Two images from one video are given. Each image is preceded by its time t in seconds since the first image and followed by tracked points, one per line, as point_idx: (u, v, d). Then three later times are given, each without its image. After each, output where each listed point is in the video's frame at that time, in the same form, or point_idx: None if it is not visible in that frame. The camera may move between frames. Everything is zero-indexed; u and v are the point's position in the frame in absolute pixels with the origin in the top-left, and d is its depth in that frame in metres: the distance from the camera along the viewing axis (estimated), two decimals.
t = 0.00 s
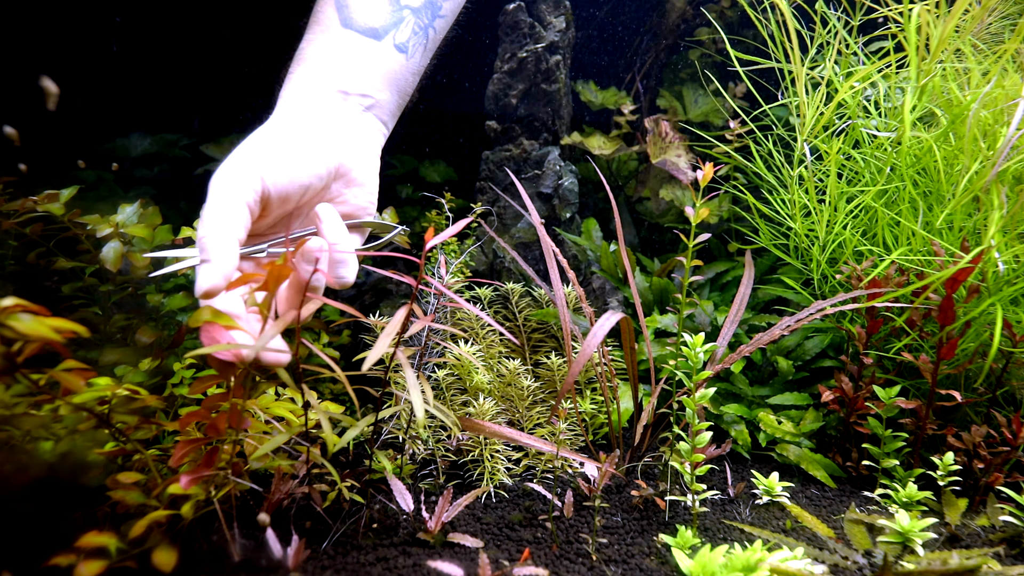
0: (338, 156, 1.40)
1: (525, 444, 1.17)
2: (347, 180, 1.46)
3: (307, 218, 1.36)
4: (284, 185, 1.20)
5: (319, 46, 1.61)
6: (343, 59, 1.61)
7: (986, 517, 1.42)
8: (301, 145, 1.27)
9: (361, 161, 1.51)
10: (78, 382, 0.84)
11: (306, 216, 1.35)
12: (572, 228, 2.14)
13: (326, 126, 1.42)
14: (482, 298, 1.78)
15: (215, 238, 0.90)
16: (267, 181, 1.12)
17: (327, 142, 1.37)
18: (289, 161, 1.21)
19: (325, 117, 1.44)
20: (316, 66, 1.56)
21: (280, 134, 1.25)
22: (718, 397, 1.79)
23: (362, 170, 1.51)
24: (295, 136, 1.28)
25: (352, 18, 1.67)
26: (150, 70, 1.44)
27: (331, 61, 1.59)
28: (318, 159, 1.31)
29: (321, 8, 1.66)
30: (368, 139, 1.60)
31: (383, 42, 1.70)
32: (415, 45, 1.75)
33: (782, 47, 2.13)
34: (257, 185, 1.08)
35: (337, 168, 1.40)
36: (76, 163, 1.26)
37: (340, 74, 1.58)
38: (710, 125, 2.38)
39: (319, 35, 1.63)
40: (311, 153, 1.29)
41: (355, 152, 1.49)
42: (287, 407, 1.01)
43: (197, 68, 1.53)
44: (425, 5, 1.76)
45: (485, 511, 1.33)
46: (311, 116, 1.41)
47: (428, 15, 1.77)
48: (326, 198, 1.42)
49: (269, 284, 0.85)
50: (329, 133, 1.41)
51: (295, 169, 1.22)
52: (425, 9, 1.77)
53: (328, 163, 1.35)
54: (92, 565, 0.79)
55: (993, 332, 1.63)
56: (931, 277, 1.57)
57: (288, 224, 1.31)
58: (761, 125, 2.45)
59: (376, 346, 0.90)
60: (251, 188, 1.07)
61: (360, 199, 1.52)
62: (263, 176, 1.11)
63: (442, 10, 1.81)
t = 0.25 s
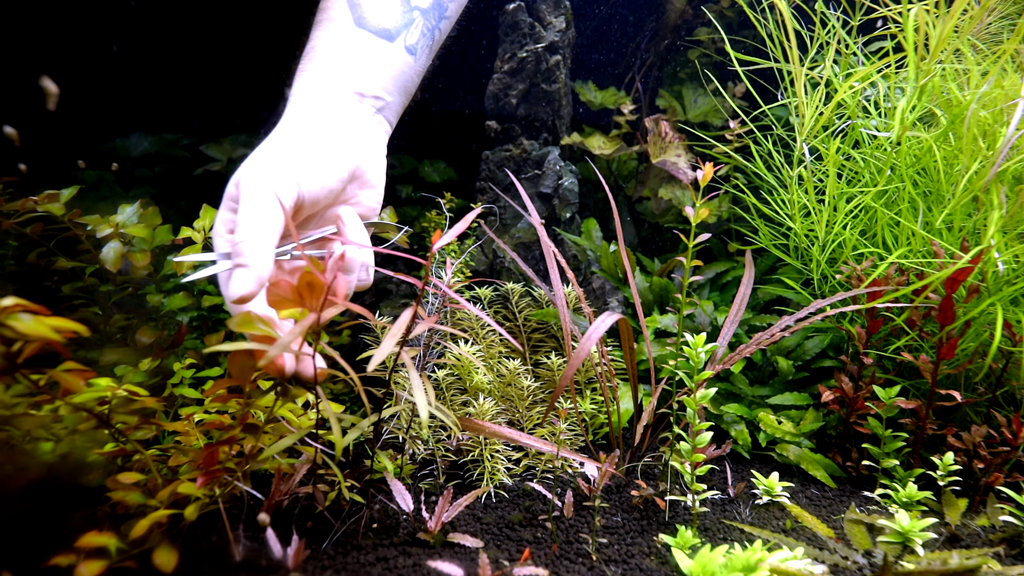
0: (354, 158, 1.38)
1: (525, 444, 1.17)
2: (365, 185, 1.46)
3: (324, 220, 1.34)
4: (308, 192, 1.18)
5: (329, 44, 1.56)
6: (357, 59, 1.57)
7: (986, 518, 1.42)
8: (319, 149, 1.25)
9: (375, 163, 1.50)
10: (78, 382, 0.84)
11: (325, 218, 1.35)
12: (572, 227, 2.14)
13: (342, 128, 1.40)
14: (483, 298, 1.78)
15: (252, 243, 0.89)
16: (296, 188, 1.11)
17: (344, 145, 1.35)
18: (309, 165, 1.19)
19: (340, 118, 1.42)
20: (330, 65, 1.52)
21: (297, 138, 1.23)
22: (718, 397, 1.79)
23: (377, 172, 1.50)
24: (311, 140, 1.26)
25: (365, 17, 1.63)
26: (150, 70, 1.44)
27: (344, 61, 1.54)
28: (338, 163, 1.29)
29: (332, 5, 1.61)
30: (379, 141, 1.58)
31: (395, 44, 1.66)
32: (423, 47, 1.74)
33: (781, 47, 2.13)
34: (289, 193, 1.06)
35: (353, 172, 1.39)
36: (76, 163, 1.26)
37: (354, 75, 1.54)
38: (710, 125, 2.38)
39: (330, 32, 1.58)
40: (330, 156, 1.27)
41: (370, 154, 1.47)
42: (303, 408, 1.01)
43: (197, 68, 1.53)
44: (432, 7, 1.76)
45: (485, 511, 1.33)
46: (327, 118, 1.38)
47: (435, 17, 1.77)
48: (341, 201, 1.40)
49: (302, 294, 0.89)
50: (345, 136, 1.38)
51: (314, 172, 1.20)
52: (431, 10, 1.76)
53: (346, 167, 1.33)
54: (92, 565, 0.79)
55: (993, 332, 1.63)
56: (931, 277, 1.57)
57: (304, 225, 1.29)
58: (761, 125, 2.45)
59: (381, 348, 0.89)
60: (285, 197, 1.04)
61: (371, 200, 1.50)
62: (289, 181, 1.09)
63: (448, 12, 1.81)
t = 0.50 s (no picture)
0: (365, 162, 1.40)
1: (525, 444, 1.17)
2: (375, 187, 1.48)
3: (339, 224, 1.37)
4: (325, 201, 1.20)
5: (338, 47, 1.57)
6: (365, 62, 1.59)
7: (986, 518, 1.42)
8: (328, 155, 1.27)
9: (384, 166, 1.51)
10: (78, 382, 0.84)
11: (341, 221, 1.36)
12: (572, 227, 2.14)
13: (350, 132, 1.41)
14: (483, 298, 1.78)
15: (277, 255, 0.97)
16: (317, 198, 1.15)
17: (354, 151, 1.36)
18: (322, 173, 1.20)
19: (349, 122, 1.43)
20: (338, 68, 1.53)
21: (309, 146, 1.25)
22: (718, 397, 1.79)
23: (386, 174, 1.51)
24: (323, 147, 1.28)
25: (375, 20, 1.65)
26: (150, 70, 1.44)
27: (352, 64, 1.56)
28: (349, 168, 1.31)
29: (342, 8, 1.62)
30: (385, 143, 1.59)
31: (404, 47, 1.68)
32: (430, 50, 1.76)
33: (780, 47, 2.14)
34: (308, 202, 1.10)
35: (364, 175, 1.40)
36: (76, 163, 1.26)
37: (361, 78, 1.56)
38: (710, 125, 2.37)
39: (340, 34, 1.60)
40: (341, 161, 1.30)
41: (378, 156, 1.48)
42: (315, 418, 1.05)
43: (197, 68, 1.53)
44: (438, 9, 1.78)
45: (485, 511, 1.33)
46: (335, 122, 1.40)
47: (440, 20, 1.79)
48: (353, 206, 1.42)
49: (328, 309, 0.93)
50: (353, 139, 1.40)
51: (326, 179, 1.22)
52: (439, 13, 1.78)
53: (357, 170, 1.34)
54: (92, 565, 0.78)
55: (993, 332, 1.63)
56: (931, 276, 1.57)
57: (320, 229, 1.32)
58: (761, 125, 2.45)
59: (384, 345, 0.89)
60: (306, 208, 1.09)
61: (380, 203, 1.54)
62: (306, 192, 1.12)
63: (453, 14, 1.83)
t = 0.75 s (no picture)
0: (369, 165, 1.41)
1: (525, 444, 1.17)
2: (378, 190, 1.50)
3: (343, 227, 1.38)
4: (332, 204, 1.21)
5: (341, 48, 1.55)
6: (369, 63, 1.57)
7: (986, 518, 1.42)
8: (332, 162, 1.26)
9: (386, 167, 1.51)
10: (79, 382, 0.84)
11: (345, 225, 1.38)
12: (572, 228, 2.15)
13: (353, 134, 1.40)
14: (483, 298, 1.78)
15: (289, 260, 1.00)
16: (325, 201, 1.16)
17: (358, 153, 1.36)
18: (327, 177, 1.21)
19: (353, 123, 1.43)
20: (342, 70, 1.51)
21: (315, 150, 1.25)
22: (718, 397, 1.79)
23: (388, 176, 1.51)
24: (328, 150, 1.28)
25: (379, 22, 1.62)
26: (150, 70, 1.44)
27: (355, 67, 1.54)
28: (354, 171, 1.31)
29: (344, 9, 1.60)
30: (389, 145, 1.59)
31: (407, 50, 1.67)
32: (431, 52, 1.75)
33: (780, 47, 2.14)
34: (317, 208, 1.11)
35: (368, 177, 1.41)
36: (76, 163, 1.26)
37: (364, 80, 1.54)
38: (710, 125, 2.37)
39: (342, 36, 1.57)
40: (345, 165, 1.29)
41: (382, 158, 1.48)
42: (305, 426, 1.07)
43: (197, 68, 1.53)
44: (440, 12, 1.78)
45: (485, 511, 1.33)
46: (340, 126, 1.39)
47: (442, 22, 1.78)
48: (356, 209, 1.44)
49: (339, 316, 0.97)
50: (356, 141, 1.39)
51: (333, 182, 1.23)
52: (440, 15, 1.78)
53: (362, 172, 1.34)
54: (93, 565, 0.79)
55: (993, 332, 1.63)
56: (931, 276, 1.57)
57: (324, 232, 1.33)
58: (762, 125, 2.45)
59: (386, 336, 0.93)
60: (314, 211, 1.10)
61: (381, 203, 1.55)
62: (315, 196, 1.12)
63: (455, 16, 1.83)
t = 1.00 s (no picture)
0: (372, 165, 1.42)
1: (525, 444, 1.17)
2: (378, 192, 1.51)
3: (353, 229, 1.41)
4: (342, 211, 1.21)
5: (340, 49, 1.53)
6: (367, 63, 1.56)
7: (986, 517, 1.42)
8: (335, 163, 1.26)
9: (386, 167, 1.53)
10: (79, 381, 0.84)
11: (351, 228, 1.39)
12: (572, 228, 2.15)
13: (352, 136, 1.39)
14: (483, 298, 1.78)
15: (316, 275, 1.02)
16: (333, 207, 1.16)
17: (360, 153, 1.37)
18: (333, 180, 1.22)
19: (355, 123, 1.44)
20: (341, 70, 1.50)
21: (317, 152, 1.26)
22: (718, 397, 1.79)
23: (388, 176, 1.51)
24: (330, 151, 1.28)
25: (378, 21, 1.61)
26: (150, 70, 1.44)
27: (355, 66, 1.53)
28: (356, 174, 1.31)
29: (343, 8, 1.57)
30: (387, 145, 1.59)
31: (406, 49, 1.66)
32: (430, 51, 1.75)
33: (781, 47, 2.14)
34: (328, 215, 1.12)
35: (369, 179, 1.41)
36: (76, 163, 1.25)
37: (363, 80, 1.53)
38: (710, 125, 2.38)
39: (342, 36, 1.55)
40: (347, 168, 1.29)
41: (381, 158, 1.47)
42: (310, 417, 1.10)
43: (197, 68, 1.53)
44: (439, 11, 1.77)
45: (485, 511, 1.33)
46: (341, 126, 1.39)
47: (440, 21, 1.78)
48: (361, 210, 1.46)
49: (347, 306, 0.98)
50: (355, 143, 1.38)
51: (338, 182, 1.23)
52: (439, 15, 1.77)
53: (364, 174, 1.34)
54: (93, 565, 0.79)
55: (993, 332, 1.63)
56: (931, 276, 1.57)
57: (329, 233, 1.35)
58: (762, 125, 2.45)
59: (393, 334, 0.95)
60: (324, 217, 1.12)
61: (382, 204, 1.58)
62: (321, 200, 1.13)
63: (452, 15, 1.82)
